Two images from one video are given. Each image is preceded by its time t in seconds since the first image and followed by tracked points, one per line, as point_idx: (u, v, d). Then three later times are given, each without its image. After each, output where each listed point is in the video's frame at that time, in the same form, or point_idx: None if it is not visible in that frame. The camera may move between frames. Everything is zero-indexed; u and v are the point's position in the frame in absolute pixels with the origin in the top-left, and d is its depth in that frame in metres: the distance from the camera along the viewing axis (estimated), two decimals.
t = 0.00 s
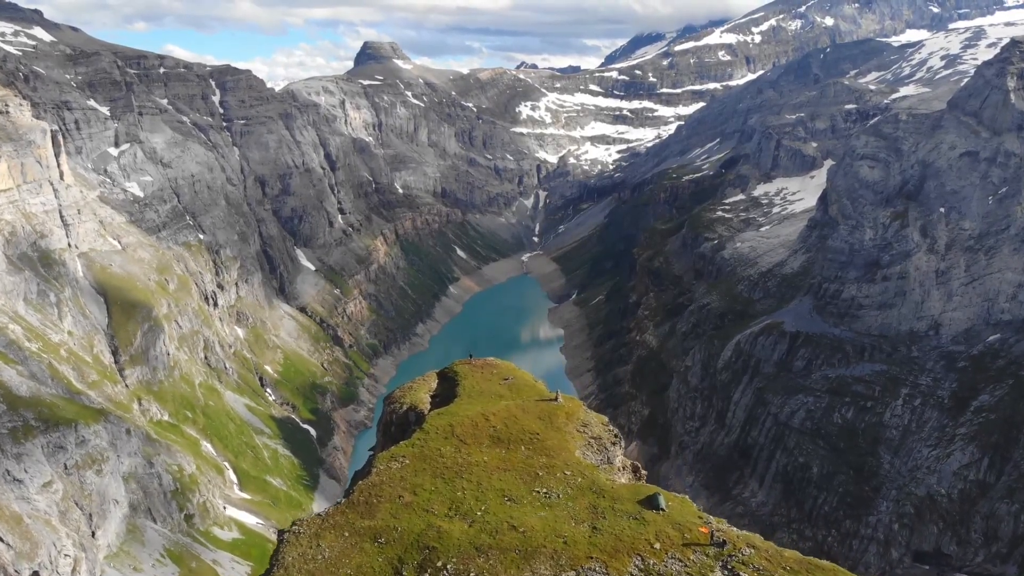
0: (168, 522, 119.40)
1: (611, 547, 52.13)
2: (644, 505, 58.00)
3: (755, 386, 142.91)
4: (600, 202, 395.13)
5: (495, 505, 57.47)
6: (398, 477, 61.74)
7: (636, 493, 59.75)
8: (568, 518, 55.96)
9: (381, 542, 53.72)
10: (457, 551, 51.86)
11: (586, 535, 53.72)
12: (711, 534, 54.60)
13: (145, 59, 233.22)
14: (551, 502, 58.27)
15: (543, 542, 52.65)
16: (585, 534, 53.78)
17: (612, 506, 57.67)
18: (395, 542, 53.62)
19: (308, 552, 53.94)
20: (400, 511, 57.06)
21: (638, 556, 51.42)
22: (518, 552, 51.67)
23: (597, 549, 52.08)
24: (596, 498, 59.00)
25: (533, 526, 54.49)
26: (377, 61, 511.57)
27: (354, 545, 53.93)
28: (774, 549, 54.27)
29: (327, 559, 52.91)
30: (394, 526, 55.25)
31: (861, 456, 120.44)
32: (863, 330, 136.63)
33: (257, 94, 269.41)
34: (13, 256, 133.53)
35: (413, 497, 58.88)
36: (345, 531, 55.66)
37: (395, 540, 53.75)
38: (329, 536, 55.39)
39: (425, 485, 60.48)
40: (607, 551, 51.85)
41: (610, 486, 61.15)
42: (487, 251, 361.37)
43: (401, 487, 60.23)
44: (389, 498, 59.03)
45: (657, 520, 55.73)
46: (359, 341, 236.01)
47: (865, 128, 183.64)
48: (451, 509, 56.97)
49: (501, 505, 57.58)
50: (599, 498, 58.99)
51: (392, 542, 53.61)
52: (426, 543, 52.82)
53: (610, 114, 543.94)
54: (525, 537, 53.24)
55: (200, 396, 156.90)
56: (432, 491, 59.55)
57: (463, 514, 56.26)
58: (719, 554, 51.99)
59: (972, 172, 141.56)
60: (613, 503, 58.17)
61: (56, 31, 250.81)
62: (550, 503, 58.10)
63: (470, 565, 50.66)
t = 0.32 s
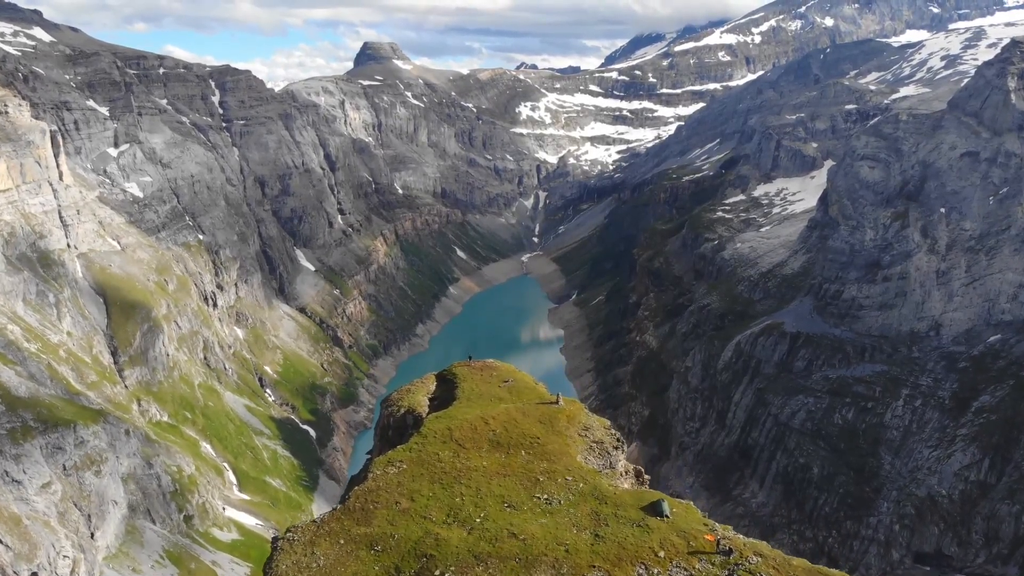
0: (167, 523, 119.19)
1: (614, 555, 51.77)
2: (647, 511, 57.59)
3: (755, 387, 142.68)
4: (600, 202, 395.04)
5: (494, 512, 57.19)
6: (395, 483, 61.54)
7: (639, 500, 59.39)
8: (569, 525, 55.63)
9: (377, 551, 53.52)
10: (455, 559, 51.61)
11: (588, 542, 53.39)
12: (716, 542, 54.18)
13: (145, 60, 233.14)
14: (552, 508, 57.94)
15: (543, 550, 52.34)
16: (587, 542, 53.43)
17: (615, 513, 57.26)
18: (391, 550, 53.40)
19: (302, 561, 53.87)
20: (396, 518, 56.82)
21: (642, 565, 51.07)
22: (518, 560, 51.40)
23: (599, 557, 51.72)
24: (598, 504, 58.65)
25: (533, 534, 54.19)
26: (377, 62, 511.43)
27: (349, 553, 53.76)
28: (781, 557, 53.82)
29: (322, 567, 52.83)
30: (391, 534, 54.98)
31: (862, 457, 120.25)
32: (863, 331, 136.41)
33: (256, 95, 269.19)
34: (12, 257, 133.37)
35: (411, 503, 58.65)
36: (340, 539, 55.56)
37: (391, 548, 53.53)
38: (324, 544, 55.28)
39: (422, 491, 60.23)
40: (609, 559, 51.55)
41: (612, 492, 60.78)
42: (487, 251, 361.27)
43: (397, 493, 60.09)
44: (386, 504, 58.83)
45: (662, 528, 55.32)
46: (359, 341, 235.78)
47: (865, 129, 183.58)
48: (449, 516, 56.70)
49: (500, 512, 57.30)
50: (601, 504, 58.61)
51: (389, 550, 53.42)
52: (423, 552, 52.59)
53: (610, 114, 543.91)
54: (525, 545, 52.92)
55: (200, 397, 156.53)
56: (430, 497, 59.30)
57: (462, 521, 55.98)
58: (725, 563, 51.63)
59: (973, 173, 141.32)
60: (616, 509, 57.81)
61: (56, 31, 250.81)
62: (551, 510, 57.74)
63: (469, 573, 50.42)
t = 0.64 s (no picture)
0: (166, 524, 118.96)
1: (617, 566, 51.29)
2: (652, 520, 57.04)
3: (756, 388, 142.38)
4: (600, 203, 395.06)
5: (493, 521, 56.79)
6: (391, 490, 61.19)
7: (643, 508, 58.90)
8: (571, 534, 55.19)
9: (372, 560, 53.01)
10: (453, 570, 51.18)
11: (590, 552, 52.95)
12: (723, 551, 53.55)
13: (144, 60, 233.20)
14: (553, 516, 57.52)
15: (545, 561, 51.92)
16: (590, 552, 53.03)
17: (619, 522, 56.83)
18: (387, 559, 52.93)
19: (296, 570, 53.34)
20: (393, 526, 56.39)
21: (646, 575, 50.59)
22: (518, 571, 50.96)
23: (602, 567, 51.28)
24: (601, 513, 58.17)
25: (534, 543, 53.76)
26: (377, 62, 511.70)
27: (344, 562, 53.24)
28: (790, 566, 53.25)
29: None
30: (387, 543, 54.56)
31: (863, 459, 120.02)
32: (864, 332, 136.13)
33: (256, 95, 268.99)
34: (11, 258, 133.21)
35: (407, 511, 58.26)
36: (335, 548, 54.99)
37: (387, 558, 53.06)
38: (318, 553, 54.71)
39: (419, 499, 59.79)
40: (612, 570, 51.04)
41: (615, 500, 60.29)
42: (487, 252, 361.24)
43: (394, 501, 59.62)
44: (382, 511, 58.47)
45: (667, 536, 54.72)
46: (359, 342, 235.53)
47: (866, 129, 183.27)
48: (447, 525, 56.31)
49: (500, 521, 56.90)
50: (604, 513, 58.17)
51: (385, 560, 52.91)
52: (420, 562, 52.16)
53: (610, 115, 544.07)
54: (526, 555, 52.51)
55: (199, 398, 156.15)
56: (427, 505, 58.90)
57: (460, 530, 55.57)
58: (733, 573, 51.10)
59: (974, 173, 141.01)
60: (619, 518, 57.33)
61: (55, 31, 250.81)
62: (552, 518, 57.31)
63: None
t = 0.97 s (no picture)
0: (165, 524, 118.89)
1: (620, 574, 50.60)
2: (655, 527, 56.54)
3: (756, 388, 142.23)
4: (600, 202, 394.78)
5: (493, 527, 56.08)
6: (388, 494, 60.54)
7: (646, 513, 58.49)
8: (573, 541, 54.63)
9: (369, 567, 52.20)
10: None
11: (592, 560, 52.33)
12: (729, 559, 53.00)
13: (144, 59, 233.27)
14: (555, 522, 56.89)
15: (546, 568, 51.24)
16: (592, 560, 52.41)
17: (621, 528, 56.27)
18: (384, 566, 52.14)
19: None
20: (390, 533, 55.62)
21: None
22: None
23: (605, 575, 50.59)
24: (603, 519, 57.70)
25: (535, 550, 53.10)
26: (377, 62, 511.50)
27: (340, 569, 52.40)
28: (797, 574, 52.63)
29: None
30: (383, 550, 53.77)
31: (863, 458, 119.99)
32: (864, 331, 135.99)
33: (256, 95, 268.77)
34: (10, 258, 132.97)
35: (405, 517, 57.52)
36: (330, 554, 54.15)
37: (384, 565, 52.26)
38: (313, 559, 53.85)
39: (417, 504, 59.11)
40: None
41: (618, 506, 59.77)
42: (487, 252, 360.89)
43: (391, 507, 58.89)
44: (379, 517, 57.74)
45: (672, 544, 54.18)
46: (358, 342, 235.24)
47: (867, 128, 182.93)
48: (445, 531, 55.57)
49: (500, 527, 56.28)
50: (606, 518, 57.63)
51: (381, 567, 52.10)
52: (418, 568, 51.39)
53: (610, 115, 543.77)
54: (527, 562, 51.87)
55: (199, 398, 155.87)
56: (425, 510, 58.19)
57: (459, 536, 54.86)
58: None
59: (974, 172, 140.81)
60: (622, 524, 56.85)
61: (55, 31, 250.61)
62: (553, 524, 56.70)
63: None
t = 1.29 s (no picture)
0: (164, 525, 118.67)
1: None
2: (661, 534, 55.43)
3: (756, 388, 141.98)
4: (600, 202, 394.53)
5: (493, 534, 54.39)
6: (384, 501, 58.65)
7: (650, 520, 57.31)
8: (575, 550, 53.10)
9: None
10: None
11: (596, 569, 50.85)
12: (737, 568, 51.98)
13: (143, 59, 233.60)
14: (557, 530, 55.34)
15: None
16: (596, 569, 50.89)
17: (625, 536, 54.99)
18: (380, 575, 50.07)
19: None
20: (385, 541, 53.62)
21: None
22: None
23: None
24: (606, 526, 56.33)
25: (536, 559, 51.50)
26: (377, 62, 511.55)
27: None
28: None
29: None
30: (379, 558, 51.73)
31: (864, 458, 119.86)
32: (865, 331, 135.67)
33: (256, 94, 268.44)
34: (9, 258, 132.69)
35: (401, 523, 55.60)
36: (324, 563, 52.03)
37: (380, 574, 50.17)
38: (306, 568, 51.69)
39: (414, 511, 57.24)
40: None
41: (621, 513, 58.58)
42: (487, 251, 360.60)
43: (387, 513, 57.00)
44: (374, 524, 55.76)
45: (677, 552, 52.99)
46: (358, 342, 234.90)
47: (867, 127, 182.59)
48: (443, 539, 53.65)
49: (500, 534, 54.58)
50: (610, 526, 56.29)
51: None
52: None
53: (610, 114, 543.62)
54: (528, 571, 50.22)
55: (198, 398, 155.61)
56: (422, 517, 56.31)
57: (457, 544, 52.99)
58: None
59: (975, 172, 140.59)
60: (626, 532, 55.55)
61: (55, 31, 250.36)
62: (555, 532, 55.14)
63: None
